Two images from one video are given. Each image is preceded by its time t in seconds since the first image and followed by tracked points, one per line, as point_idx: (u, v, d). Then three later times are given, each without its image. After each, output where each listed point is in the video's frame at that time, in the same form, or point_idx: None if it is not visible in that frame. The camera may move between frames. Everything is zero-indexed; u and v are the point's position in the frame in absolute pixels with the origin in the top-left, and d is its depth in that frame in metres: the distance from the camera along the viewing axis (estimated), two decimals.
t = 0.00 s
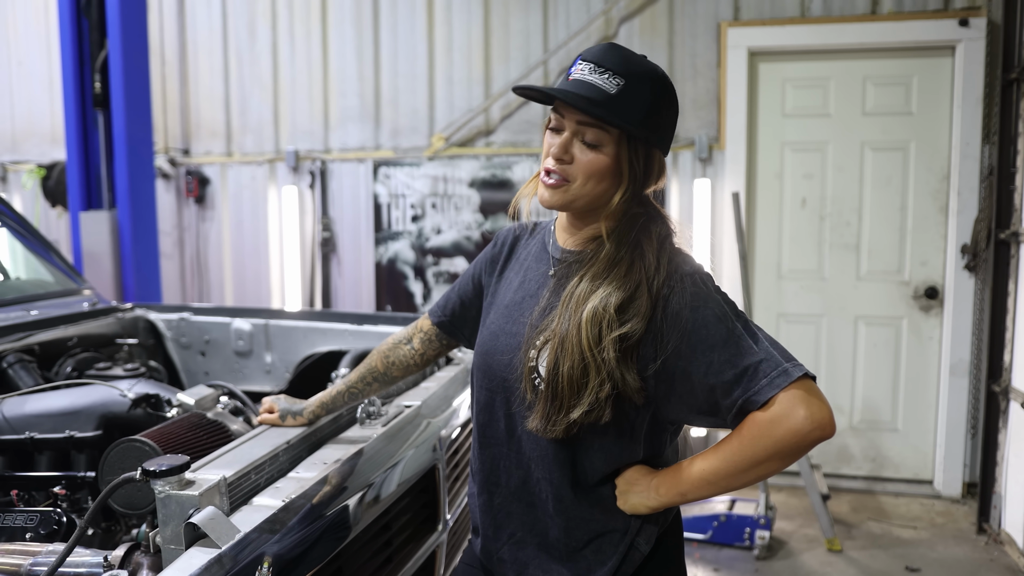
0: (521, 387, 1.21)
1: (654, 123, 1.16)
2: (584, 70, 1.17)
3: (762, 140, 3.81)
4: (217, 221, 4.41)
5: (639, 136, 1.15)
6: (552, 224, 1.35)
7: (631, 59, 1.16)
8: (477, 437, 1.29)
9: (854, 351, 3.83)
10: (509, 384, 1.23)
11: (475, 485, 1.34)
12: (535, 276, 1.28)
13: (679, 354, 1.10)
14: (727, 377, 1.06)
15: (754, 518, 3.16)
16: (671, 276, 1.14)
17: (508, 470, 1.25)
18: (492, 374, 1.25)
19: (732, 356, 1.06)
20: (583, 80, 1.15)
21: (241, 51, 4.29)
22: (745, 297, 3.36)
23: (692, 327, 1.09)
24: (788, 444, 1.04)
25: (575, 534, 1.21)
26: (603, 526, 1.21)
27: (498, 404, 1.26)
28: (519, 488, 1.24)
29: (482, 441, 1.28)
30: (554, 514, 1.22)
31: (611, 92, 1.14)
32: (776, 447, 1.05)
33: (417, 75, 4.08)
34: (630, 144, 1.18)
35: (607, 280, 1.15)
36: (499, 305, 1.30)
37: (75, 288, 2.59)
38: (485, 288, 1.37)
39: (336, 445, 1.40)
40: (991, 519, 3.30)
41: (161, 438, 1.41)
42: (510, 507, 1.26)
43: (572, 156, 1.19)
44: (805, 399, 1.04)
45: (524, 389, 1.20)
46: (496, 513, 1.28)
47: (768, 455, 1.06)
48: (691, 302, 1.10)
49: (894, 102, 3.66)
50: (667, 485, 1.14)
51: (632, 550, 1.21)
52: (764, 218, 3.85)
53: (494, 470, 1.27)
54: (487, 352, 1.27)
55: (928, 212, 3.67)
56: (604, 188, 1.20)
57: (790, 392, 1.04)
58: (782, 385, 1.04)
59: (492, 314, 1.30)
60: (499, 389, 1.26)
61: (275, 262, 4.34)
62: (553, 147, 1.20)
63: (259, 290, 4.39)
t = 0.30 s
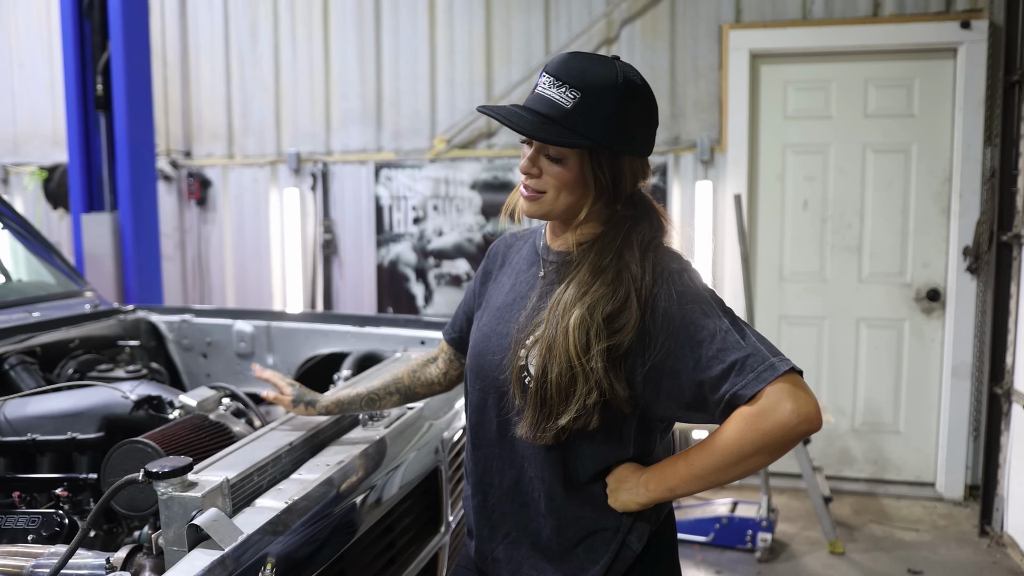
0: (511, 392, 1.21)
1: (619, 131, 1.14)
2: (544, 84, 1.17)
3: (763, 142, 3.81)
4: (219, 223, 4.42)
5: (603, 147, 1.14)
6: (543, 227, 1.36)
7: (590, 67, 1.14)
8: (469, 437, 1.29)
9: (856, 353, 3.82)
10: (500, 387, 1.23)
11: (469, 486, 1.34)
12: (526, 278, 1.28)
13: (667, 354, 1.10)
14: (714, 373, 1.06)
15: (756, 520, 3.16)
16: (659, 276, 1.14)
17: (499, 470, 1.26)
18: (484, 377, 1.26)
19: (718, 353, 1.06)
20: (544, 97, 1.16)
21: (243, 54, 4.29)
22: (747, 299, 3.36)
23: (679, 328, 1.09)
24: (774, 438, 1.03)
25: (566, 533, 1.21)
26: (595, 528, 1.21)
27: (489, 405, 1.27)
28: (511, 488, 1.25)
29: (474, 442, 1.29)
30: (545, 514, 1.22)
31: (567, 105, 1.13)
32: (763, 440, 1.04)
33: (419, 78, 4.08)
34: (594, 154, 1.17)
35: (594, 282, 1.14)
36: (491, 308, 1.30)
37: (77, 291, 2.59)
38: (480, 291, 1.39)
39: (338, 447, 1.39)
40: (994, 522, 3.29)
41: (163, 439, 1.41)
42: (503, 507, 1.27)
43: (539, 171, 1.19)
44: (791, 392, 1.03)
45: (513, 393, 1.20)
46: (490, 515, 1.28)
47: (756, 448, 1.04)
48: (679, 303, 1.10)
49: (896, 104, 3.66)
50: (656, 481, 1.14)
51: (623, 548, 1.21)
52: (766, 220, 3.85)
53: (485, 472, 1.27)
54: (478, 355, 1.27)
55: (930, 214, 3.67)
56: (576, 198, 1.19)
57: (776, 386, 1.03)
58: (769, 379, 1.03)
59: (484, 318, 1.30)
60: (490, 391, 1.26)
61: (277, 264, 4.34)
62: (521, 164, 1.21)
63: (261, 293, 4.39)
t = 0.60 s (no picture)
0: (511, 385, 1.21)
1: (603, 87, 1.20)
2: (514, 78, 1.19)
3: (766, 142, 3.81)
4: (222, 223, 4.42)
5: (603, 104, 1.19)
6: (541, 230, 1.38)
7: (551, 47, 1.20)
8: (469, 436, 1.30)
9: (859, 354, 3.82)
10: (500, 382, 1.24)
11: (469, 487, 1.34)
12: (525, 278, 1.30)
13: (667, 345, 1.10)
14: (711, 370, 1.06)
15: (759, 521, 3.15)
16: (659, 271, 1.14)
17: (497, 469, 1.26)
18: (484, 374, 1.26)
19: (716, 343, 1.05)
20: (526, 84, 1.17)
21: (246, 54, 4.30)
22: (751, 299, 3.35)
23: (676, 318, 1.09)
24: (770, 436, 1.03)
25: (564, 534, 1.21)
26: (592, 529, 1.21)
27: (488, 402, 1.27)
28: (509, 488, 1.25)
29: (473, 442, 1.29)
30: (543, 514, 1.22)
31: (555, 77, 1.16)
32: (759, 438, 1.03)
33: (422, 78, 4.08)
34: (592, 112, 1.21)
35: (592, 277, 1.16)
36: (492, 309, 1.32)
37: (81, 290, 2.59)
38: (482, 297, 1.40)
39: (343, 447, 1.39)
40: (997, 523, 3.28)
41: (168, 439, 1.40)
42: (501, 507, 1.26)
43: (551, 152, 1.20)
44: (786, 390, 1.02)
45: (513, 387, 1.21)
46: (488, 515, 1.28)
47: (753, 446, 1.04)
48: (679, 293, 1.10)
49: (899, 104, 3.66)
50: (653, 481, 1.13)
51: (620, 549, 1.21)
52: (768, 221, 3.84)
53: (482, 473, 1.27)
54: (478, 353, 1.28)
55: (933, 214, 3.66)
56: (591, 163, 1.21)
57: (771, 383, 1.02)
58: (765, 376, 1.02)
59: (485, 319, 1.31)
60: (490, 388, 1.26)
61: (279, 264, 4.35)
62: (529, 157, 1.21)
63: (264, 293, 4.40)
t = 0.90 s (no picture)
0: (513, 387, 1.22)
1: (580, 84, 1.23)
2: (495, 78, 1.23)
3: (770, 142, 3.80)
4: (226, 223, 4.42)
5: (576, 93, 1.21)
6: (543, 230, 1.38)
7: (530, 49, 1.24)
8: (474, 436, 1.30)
9: (863, 353, 3.81)
10: (502, 383, 1.24)
11: (475, 486, 1.33)
12: (526, 279, 1.30)
13: (669, 339, 1.10)
14: (721, 355, 1.05)
15: (764, 520, 3.14)
16: (658, 263, 1.14)
17: (502, 469, 1.25)
18: (485, 376, 1.27)
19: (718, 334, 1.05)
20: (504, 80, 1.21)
21: (250, 54, 4.30)
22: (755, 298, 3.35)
23: (675, 312, 1.09)
24: (787, 416, 1.02)
25: (570, 534, 1.20)
26: (598, 529, 1.20)
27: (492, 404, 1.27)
28: (513, 488, 1.24)
29: (479, 442, 1.29)
30: (548, 514, 1.21)
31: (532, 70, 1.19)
32: (776, 419, 1.03)
33: (425, 77, 4.08)
34: (571, 107, 1.23)
35: (591, 273, 1.16)
36: (493, 311, 1.32)
37: (86, 290, 2.59)
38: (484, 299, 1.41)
39: (351, 446, 1.39)
40: (1003, 522, 3.28)
41: (176, 438, 1.41)
42: (505, 508, 1.26)
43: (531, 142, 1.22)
44: (802, 370, 1.02)
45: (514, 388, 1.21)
46: (493, 516, 1.28)
47: (770, 428, 1.03)
48: (678, 286, 1.09)
49: (903, 103, 3.65)
50: (666, 474, 1.12)
51: (626, 548, 1.20)
52: (773, 221, 3.84)
53: (488, 473, 1.28)
54: (480, 355, 1.28)
55: (937, 214, 3.65)
56: (571, 154, 1.23)
57: (787, 365, 1.02)
58: (780, 357, 1.02)
59: (486, 321, 1.32)
60: (493, 390, 1.26)
61: (283, 264, 4.35)
62: (510, 149, 1.23)
63: (268, 293, 4.40)
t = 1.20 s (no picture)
0: (519, 379, 1.22)
1: (582, 91, 1.20)
2: (494, 92, 1.22)
3: (775, 141, 3.79)
4: (230, 222, 4.42)
5: (576, 104, 1.18)
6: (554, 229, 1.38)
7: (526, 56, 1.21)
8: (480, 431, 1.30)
9: (868, 353, 3.80)
10: (508, 377, 1.24)
11: (480, 484, 1.33)
12: (534, 276, 1.31)
13: (672, 333, 1.09)
14: (719, 351, 1.04)
15: (769, 520, 3.14)
16: (662, 258, 1.14)
17: (506, 464, 1.25)
18: (493, 370, 1.27)
19: (722, 329, 1.04)
20: (502, 96, 1.19)
21: (254, 54, 4.30)
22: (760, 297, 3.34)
23: (679, 306, 1.08)
24: (779, 413, 1.01)
25: (574, 529, 1.20)
26: (602, 526, 1.20)
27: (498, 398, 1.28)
28: (517, 483, 1.24)
29: (484, 438, 1.30)
30: (552, 509, 1.21)
31: (529, 86, 1.17)
32: (768, 416, 1.02)
33: (430, 77, 4.08)
34: (573, 116, 1.22)
35: (596, 268, 1.16)
36: (503, 308, 1.33)
37: (92, 289, 2.60)
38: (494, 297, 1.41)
39: (359, 446, 1.39)
40: (1008, 523, 3.27)
41: (185, 437, 1.41)
42: (509, 505, 1.26)
43: (536, 159, 1.22)
44: (795, 366, 1.01)
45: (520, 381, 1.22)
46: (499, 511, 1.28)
47: (763, 425, 1.02)
48: (681, 280, 1.09)
49: (909, 103, 3.64)
50: (665, 474, 1.12)
51: (629, 547, 1.20)
52: (778, 221, 3.83)
53: (493, 467, 1.28)
54: (488, 349, 1.29)
55: (943, 213, 3.64)
56: (576, 166, 1.22)
57: (781, 360, 1.01)
58: (774, 353, 1.01)
59: (496, 316, 1.33)
60: (500, 385, 1.27)
61: (288, 264, 4.36)
62: (516, 166, 1.24)
63: (273, 292, 4.40)
